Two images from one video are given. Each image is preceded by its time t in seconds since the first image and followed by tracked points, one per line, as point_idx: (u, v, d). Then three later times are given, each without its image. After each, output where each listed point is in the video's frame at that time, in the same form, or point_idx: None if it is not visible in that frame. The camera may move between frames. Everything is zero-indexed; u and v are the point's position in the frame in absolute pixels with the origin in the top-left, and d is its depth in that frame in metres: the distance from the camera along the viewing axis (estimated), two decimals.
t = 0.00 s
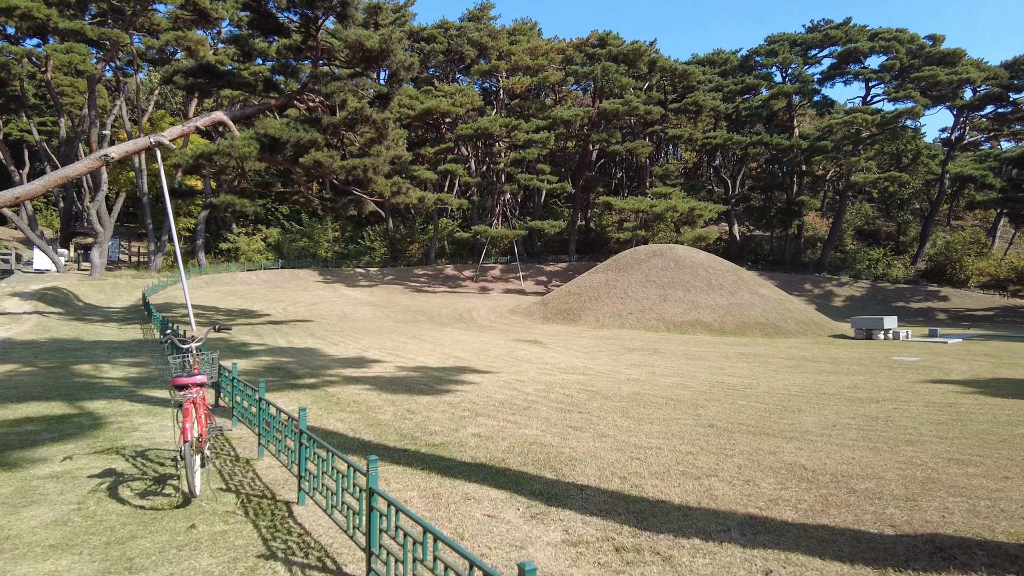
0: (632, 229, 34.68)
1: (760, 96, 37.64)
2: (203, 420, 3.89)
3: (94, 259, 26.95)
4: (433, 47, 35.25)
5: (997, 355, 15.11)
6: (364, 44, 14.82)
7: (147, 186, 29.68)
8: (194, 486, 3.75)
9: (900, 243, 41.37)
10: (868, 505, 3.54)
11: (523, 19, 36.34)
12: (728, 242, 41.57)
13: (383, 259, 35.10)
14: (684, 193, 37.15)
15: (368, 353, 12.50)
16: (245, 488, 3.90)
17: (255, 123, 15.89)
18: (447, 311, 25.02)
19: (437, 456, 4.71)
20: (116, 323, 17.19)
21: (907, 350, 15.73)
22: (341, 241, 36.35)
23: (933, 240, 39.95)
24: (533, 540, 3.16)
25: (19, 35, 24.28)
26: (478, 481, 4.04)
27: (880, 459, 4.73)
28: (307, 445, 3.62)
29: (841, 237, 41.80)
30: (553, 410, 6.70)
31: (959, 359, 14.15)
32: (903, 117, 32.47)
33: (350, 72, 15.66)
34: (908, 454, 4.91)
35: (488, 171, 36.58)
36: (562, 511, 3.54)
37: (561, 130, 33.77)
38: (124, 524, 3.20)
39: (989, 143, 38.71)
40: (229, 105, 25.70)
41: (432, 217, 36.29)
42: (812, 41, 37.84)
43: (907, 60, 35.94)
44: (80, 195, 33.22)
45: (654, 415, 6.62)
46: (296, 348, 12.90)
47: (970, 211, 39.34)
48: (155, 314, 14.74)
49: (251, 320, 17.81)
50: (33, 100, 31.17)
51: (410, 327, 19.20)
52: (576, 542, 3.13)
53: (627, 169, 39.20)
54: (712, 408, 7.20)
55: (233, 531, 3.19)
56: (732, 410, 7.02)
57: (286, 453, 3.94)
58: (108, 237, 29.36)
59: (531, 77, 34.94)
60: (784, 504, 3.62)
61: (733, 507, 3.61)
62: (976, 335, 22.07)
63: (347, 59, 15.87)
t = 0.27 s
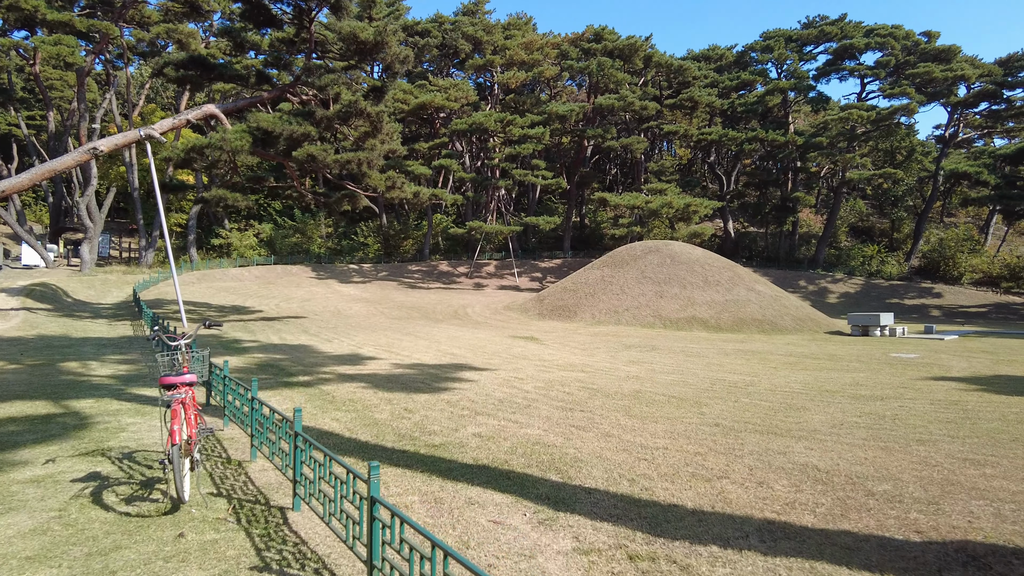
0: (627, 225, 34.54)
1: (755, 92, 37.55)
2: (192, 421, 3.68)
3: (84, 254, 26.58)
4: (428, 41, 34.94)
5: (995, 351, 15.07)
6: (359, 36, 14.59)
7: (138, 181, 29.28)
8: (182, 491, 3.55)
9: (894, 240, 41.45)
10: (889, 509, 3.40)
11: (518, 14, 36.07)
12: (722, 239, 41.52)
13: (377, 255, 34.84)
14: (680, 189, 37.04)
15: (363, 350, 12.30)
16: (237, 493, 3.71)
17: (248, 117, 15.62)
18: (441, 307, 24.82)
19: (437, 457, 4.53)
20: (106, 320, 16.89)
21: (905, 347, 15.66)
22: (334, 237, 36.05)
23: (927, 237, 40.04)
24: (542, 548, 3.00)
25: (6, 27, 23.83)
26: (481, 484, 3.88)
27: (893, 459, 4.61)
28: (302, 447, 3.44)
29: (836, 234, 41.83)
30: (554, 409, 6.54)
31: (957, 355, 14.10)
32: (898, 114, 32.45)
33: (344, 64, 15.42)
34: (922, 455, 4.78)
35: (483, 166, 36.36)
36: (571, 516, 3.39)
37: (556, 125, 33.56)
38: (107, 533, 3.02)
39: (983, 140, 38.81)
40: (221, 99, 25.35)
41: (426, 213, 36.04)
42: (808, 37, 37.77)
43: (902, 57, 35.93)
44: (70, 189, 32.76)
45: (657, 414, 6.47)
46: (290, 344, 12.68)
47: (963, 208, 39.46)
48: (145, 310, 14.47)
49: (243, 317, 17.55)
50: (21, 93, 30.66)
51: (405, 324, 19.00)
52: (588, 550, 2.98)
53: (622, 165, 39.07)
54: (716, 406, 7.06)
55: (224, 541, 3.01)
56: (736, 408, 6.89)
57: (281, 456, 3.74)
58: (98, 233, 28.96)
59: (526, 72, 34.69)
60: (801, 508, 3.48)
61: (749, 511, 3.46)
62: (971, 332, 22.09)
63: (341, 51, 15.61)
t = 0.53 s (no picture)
0: (617, 225, 34.45)
1: (744, 93, 37.63)
2: (175, 432, 3.47)
3: (65, 253, 26.03)
4: (417, 39, 34.67)
5: (984, 353, 15.12)
6: (348, 32, 14.34)
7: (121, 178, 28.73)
8: (164, 509, 3.34)
9: (880, 241, 41.78)
10: (907, 522, 3.28)
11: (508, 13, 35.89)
12: (711, 239, 41.61)
13: (364, 255, 34.51)
14: (669, 190, 37.04)
15: (352, 352, 12.06)
16: (223, 508, 3.50)
17: (234, 113, 15.31)
18: (430, 308, 24.59)
19: (432, 467, 4.35)
20: (87, 320, 16.51)
21: (896, 348, 15.68)
22: (322, 236, 35.67)
23: (913, 238, 40.38)
24: (549, 568, 2.83)
25: None
26: (480, 496, 3.70)
27: (900, 467, 4.50)
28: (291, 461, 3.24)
29: (823, 235, 42.10)
30: (550, 414, 6.38)
31: (948, 357, 14.12)
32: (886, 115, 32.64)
33: (333, 60, 15.16)
34: (930, 462, 4.66)
35: (472, 165, 36.14)
36: (575, 532, 3.23)
37: (546, 125, 33.42)
38: (81, 556, 2.80)
39: (968, 143, 39.17)
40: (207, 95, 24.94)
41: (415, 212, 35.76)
42: (796, 38, 37.92)
43: (890, 59, 36.17)
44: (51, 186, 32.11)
45: (656, 419, 6.33)
46: (277, 346, 12.41)
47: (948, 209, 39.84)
48: (127, 310, 14.13)
49: (229, 317, 17.23)
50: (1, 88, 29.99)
51: (393, 324, 18.75)
52: (597, 571, 2.82)
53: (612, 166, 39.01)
54: (714, 410, 6.93)
55: (208, 564, 2.81)
56: (735, 412, 6.75)
57: (269, 469, 3.54)
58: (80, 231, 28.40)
59: (516, 71, 34.51)
60: (815, 521, 3.34)
61: (762, 525, 3.32)
62: (958, 333, 22.22)
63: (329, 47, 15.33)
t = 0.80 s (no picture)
0: (603, 223, 34.38)
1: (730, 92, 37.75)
2: (155, 436, 3.27)
3: (41, 250, 25.40)
4: (402, 35, 34.31)
5: (969, 351, 15.24)
6: (334, 25, 14.05)
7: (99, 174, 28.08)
8: (142, 519, 3.14)
9: (863, 240, 42.23)
10: (920, 525, 3.19)
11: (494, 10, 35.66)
12: (696, 238, 41.78)
13: (349, 253, 34.13)
14: (655, 188, 37.08)
15: (337, 350, 11.84)
16: (205, 517, 3.30)
17: (216, 107, 14.96)
18: (417, 306, 24.35)
19: (425, 470, 4.18)
20: (64, 318, 16.08)
21: (882, 346, 15.74)
22: (305, 234, 35.22)
23: (895, 237, 40.86)
24: None
25: None
26: (477, 502, 3.54)
27: (904, 467, 4.42)
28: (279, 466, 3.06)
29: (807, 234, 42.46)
30: (542, 413, 6.24)
31: (934, 355, 14.21)
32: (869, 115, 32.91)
33: (318, 54, 14.86)
34: (933, 461, 4.59)
35: (458, 163, 35.87)
36: (579, 539, 3.09)
37: (533, 122, 33.26)
38: (51, 572, 2.60)
39: (948, 143, 39.68)
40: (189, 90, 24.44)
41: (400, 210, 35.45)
42: (781, 38, 38.12)
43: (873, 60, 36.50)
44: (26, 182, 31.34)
45: (651, 418, 6.21)
46: (260, 345, 12.15)
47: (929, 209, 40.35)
48: (106, 308, 13.75)
49: (211, 315, 16.87)
50: None
51: (379, 323, 18.50)
52: None
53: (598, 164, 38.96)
54: (708, 409, 6.84)
55: None
56: (731, 412, 6.65)
57: (255, 475, 3.35)
58: (57, 228, 27.74)
59: (502, 69, 34.29)
60: (826, 525, 3.24)
61: (772, 529, 3.21)
62: (941, 331, 22.43)
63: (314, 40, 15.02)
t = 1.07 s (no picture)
0: (589, 223, 34.33)
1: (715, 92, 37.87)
2: (133, 447, 3.05)
3: (16, 248, 24.72)
4: (387, 32, 33.95)
5: (955, 350, 15.33)
6: (319, 19, 13.75)
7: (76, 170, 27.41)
8: (119, 537, 2.91)
9: (846, 240, 42.63)
10: (940, 534, 3.09)
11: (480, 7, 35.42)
12: (682, 237, 41.89)
13: (333, 251, 33.71)
14: (641, 188, 37.10)
15: (323, 351, 11.58)
16: (187, 533, 3.08)
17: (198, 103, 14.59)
18: (402, 305, 24.08)
19: (420, 478, 3.99)
20: (39, 318, 15.61)
21: (870, 345, 15.79)
22: (288, 232, 34.73)
23: (877, 237, 41.29)
24: None
25: None
26: (478, 513, 3.37)
27: (911, 471, 4.33)
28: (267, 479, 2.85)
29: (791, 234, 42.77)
30: (537, 417, 6.07)
31: (921, 354, 14.27)
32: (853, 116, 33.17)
33: (302, 49, 14.56)
34: (939, 465, 4.50)
35: (444, 161, 35.60)
36: (587, 553, 2.94)
37: (519, 121, 33.08)
38: None
39: (929, 144, 40.19)
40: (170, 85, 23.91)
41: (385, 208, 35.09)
42: (766, 39, 38.32)
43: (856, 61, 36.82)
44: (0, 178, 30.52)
45: (648, 421, 6.07)
46: (244, 346, 11.85)
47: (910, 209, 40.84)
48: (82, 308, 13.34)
49: (192, 315, 16.49)
50: None
51: (365, 323, 18.22)
52: None
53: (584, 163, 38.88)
54: (705, 411, 6.72)
55: None
56: (728, 414, 6.53)
57: (241, 487, 3.13)
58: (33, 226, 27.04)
59: (488, 66, 34.07)
60: (842, 534, 3.12)
61: (787, 540, 3.09)
62: (924, 330, 22.63)
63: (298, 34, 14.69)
